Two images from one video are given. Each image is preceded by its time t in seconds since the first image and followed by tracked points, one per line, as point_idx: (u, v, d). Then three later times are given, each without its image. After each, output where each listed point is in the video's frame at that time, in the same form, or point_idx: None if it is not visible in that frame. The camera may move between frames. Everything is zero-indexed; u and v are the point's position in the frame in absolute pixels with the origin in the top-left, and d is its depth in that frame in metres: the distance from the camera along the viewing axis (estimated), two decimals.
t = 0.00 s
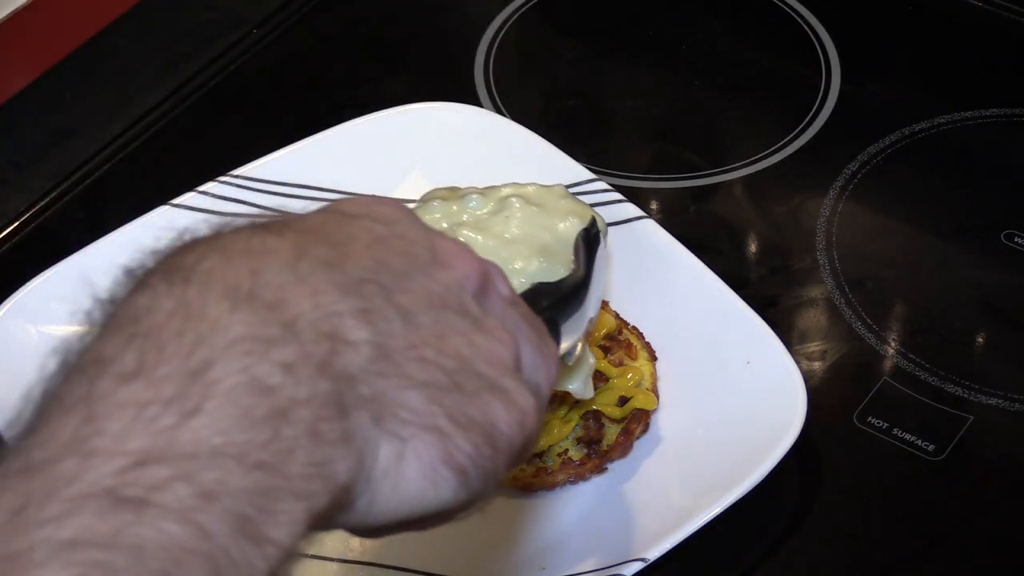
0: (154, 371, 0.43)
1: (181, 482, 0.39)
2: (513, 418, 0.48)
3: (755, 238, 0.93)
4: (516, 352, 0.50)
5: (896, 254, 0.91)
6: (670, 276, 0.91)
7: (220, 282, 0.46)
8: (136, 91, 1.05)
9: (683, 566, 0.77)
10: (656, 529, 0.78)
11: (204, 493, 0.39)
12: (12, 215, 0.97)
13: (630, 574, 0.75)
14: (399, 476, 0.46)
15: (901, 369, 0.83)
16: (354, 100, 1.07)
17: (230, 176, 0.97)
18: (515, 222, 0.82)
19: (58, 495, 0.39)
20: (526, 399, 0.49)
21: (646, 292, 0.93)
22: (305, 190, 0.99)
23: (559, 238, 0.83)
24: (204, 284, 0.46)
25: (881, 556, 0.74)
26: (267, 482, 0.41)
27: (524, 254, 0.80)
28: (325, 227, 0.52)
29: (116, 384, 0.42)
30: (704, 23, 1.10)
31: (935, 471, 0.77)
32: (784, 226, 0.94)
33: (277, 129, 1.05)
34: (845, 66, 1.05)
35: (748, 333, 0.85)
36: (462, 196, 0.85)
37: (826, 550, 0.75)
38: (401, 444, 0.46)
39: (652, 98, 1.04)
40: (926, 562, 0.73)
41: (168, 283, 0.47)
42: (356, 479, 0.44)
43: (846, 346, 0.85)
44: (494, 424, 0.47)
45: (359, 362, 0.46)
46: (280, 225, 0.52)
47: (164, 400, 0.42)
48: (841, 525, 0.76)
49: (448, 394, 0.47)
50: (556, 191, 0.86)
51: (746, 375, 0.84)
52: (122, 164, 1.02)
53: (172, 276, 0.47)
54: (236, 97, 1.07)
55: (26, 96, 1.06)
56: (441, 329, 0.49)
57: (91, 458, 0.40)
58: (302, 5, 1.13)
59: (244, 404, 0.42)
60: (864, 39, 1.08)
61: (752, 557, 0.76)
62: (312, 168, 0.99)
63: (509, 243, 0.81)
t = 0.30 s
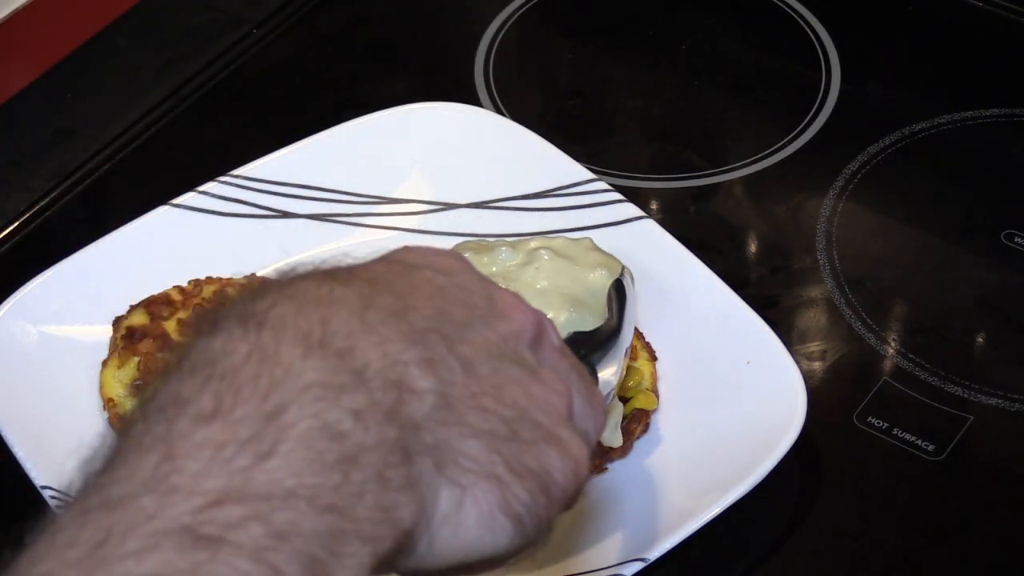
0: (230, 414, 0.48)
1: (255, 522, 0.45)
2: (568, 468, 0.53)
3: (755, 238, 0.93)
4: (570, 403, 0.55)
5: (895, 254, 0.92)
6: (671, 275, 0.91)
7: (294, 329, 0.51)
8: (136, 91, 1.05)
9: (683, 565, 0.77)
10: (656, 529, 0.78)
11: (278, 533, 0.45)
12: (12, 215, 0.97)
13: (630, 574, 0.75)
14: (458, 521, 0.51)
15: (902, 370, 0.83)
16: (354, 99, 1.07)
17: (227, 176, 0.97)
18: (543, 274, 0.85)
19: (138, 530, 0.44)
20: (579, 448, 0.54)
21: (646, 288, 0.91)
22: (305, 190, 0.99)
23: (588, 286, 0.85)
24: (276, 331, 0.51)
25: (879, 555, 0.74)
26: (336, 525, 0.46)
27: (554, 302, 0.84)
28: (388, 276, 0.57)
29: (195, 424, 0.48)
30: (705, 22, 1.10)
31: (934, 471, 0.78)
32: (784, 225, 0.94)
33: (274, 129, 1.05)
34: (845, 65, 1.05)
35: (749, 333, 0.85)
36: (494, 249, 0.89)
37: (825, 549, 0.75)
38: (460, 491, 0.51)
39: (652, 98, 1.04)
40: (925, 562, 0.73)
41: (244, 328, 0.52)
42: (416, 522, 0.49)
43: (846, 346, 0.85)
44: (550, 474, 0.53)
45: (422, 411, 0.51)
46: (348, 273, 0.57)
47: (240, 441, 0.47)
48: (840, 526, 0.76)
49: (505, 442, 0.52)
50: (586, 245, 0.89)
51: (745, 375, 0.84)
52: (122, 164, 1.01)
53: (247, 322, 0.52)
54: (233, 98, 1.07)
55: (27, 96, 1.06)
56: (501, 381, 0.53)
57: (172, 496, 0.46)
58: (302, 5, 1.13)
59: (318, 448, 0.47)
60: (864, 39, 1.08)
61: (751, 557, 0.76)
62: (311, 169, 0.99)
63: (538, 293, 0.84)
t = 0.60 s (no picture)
0: (254, 440, 0.49)
1: (278, 546, 0.45)
2: (579, 490, 0.54)
3: (755, 238, 0.94)
4: (581, 422, 0.57)
5: (895, 254, 0.92)
6: (671, 275, 0.91)
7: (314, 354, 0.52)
8: (137, 90, 1.05)
9: (683, 565, 0.77)
10: (657, 529, 0.78)
11: (300, 557, 0.45)
12: (12, 214, 0.96)
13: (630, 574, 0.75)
14: (472, 544, 0.51)
15: (902, 370, 0.83)
16: (354, 100, 1.07)
17: (224, 176, 0.97)
18: (548, 271, 0.86)
19: (166, 553, 0.45)
20: (590, 468, 0.55)
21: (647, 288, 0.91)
22: (305, 190, 0.99)
23: (594, 285, 0.86)
24: (299, 354, 0.52)
25: (880, 555, 0.74)
26: (357, 549, 0.46)
27: (560, 301, 0.84)
28: (407, 297, 0.58)
29: (219, 450, 0.49)
30: (705, 22, 1.10)
31: (935, 471, 0.78)
32: (784, 225, 0.94)
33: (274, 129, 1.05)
34: (845, 65, 1.05)
35: (749, 333, 0.85)
36: (498, 245, 0.88)
37: (825, 549, 0.75)
38: (476, 515, 0.51)
39: (653, 99, 1.04)
40: (926, 561, 0.73)
41: (267, 353, 0.53)
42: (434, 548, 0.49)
43: (846, 346, 0.85)
44: (561, 495, 0.53)
45: (440, 436, 0.51)
46: (369, 296, 0.57)
47: (264, 467, 0.48)
48: (841, 526, 0.75)
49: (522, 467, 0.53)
50: (589, 242, 0.89)
51: (745, 376, 0.85)
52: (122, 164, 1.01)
53: (269, 346, 0.53)
54: (234, 98, 1.07)
55: (28, 97, 1.06)
56: (516, 401, 0.54)
57: (199, 521, 0.46)
58: (302, 5, 1.13)
59: (340, 473, 0.48)
60: (864, 39, 1.08)
61: (751, 558, 0.76)
62: (312, 168, 0.99)
63: (544, 291, 0.84)
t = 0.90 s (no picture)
0: (259, 458, 0.49)
1: (282, 564, 0.45)
2: (580, 506, 0.54)
3: (755, 238, 0.94)
4: (581, 438, 0.57)
5: (895, 254, 0.92)
6: (671, 276, 0.91)
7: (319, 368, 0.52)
8: (137, 91, 1.05)
9: (683, 565, 0.77)
10: (657, 529, 0.78)
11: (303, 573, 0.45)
12: (12, 215, 0.97)
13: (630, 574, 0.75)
14: (474, 560, 0.50)
15: (902, 370, 0.83)
16: (354, 100, 1.07)
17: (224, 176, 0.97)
18: (549, 288, 0.86)
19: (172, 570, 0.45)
20: (591, 485, 0.55)
21: (647, 289, 0.91)
22: (305, 190, 0.99)
23: (594, 302, 0.85)
24: (303, 371, 0.52)
25: (881, 557, 0.74)
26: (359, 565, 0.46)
27: (560, 318, 0.84)
28: (409, 314, 0.57)
29: (224, 467, 0.49)
30: (704, 23, 1.10)
31: (935, 471, 0.78)
32: (784, 226, 0.94)
33: (274, 129, 1.05)
34: (845, 65, 1.05)
35: (749, 333, 0.85)
36: (499, 262, 0.88)
37: (826, 549, 0.75)
38: (478, 530, 0.51)
39: (652, 99, 1.04)
40: (927, 562, 0.73)
41: (271, 369, 0.53)
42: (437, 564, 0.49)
43: (846, 345, 0.85)
44: (563, 511, 0.54)
45: (442, 452, 0.51)
46: (371, 311, 0.58)
47: (268, 484, 0.48)
48: (841, 527, 0.75)
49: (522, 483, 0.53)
50: (591, 260, 0.89)
51: (746, 376, 0.85)
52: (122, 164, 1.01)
53: (273, 362, 0.53)
54: (234, 99, 1.07)
55: (29, 97, 1.06)
56: (517, 416, 0.55)
57: (204, 539, 0.46)
58: (303, 5, 1.13)
59: (344, 490, 0.48)
60: (864, 39, 1.08)
61: (751, 559, 0.76)
62: (312, 169, 0.99)
63: (544, 308, 0.84)
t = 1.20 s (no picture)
0: (263, 458, 0.49)
1: (285, 563, 0.45)
2: (579, 506, 0.54)
3: (755, 238, 0.93)
4: (579, 439, 0.57)
5: (895, 254, 0.92)
6: (670, 276, 0.91)
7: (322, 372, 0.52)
8: (137, 91, 1.05)
9: (682, 564, 0.77)
10: (657, 529, 0.78)
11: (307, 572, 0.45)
12: (12, 214, 0.97)
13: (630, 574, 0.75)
14: (472, 562, 0.51)
15: (902, 370, 0.83)
16: (354, 100, 1.07)
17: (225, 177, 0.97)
18: (545, 286, 0.86)
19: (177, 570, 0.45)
20: (590, 486, 0.55)
21: (647, 290, 0.92)
22: (305, 190, 0.99)
23: (590, 300, 0.86)
24: (306, 376, 0.52)
25: (881, 556, 0.74)
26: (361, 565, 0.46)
27: (555, 316, 0.84)
28: (408, 317, 0.58)
29: (227, 468, 0.49)
30: (704, 23, 1.10)
31: (935, 471, 0.78)
32: (784, 226, 0.94)
33: (275, 129, 1.05)
34: (845, 65, 1.05)
35: (749, 333, 0.85)
36: (494, 260, 0.88)
37: (825, 548, 0.75)
38: (477, 532, 0.51)
39: (652, 99, 1.04)
40: (926, 562, 0.73)
41: (272, 372, 0.53)
42: (437, 564, 0.49)
43: (846, 345, 0.85)
44: (561, 512, 0.53)
45: (442, 454, 0.51)
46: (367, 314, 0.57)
47: (271, 485, 0.48)
48: (840, 526, 0.75)
49: (520, 484, 0.52)
50: (585, 257, 0.89)
51: (745, 375, 0.85)
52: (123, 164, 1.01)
53: (275, 365, 0.53)
54: (234, 99, 1.07)
55: (29, 97, 1.06)
56: (514, 418, 0.54)
57: (208, 538, 0.46)
58: (303, 5, 1.13)
59: (346, 492, 0.48)
60: (864, 38, 1.08)
61: (751, 559, 0.76)
62: (312, 169, 0.99)
63: (539, 306, 0.85)
